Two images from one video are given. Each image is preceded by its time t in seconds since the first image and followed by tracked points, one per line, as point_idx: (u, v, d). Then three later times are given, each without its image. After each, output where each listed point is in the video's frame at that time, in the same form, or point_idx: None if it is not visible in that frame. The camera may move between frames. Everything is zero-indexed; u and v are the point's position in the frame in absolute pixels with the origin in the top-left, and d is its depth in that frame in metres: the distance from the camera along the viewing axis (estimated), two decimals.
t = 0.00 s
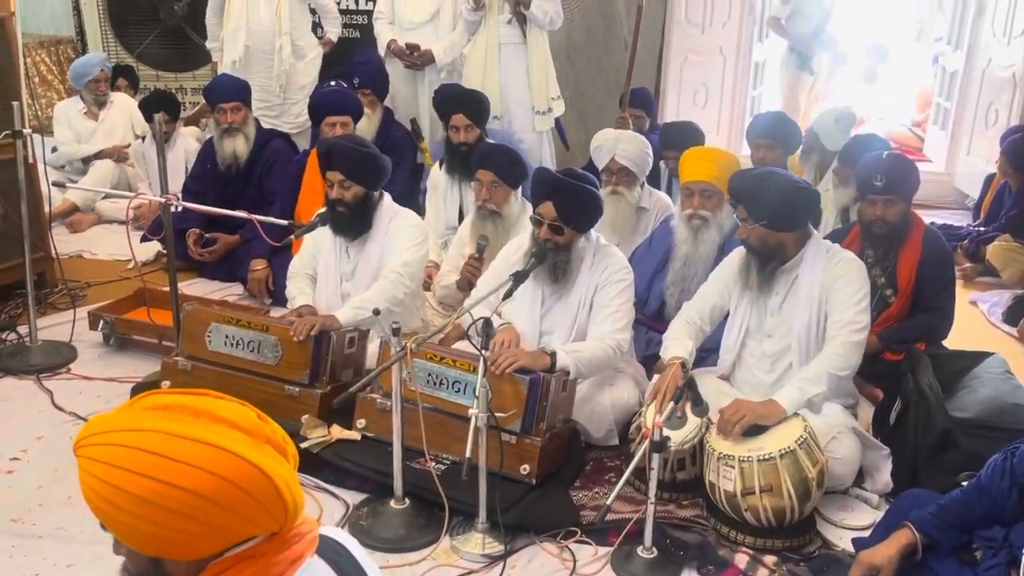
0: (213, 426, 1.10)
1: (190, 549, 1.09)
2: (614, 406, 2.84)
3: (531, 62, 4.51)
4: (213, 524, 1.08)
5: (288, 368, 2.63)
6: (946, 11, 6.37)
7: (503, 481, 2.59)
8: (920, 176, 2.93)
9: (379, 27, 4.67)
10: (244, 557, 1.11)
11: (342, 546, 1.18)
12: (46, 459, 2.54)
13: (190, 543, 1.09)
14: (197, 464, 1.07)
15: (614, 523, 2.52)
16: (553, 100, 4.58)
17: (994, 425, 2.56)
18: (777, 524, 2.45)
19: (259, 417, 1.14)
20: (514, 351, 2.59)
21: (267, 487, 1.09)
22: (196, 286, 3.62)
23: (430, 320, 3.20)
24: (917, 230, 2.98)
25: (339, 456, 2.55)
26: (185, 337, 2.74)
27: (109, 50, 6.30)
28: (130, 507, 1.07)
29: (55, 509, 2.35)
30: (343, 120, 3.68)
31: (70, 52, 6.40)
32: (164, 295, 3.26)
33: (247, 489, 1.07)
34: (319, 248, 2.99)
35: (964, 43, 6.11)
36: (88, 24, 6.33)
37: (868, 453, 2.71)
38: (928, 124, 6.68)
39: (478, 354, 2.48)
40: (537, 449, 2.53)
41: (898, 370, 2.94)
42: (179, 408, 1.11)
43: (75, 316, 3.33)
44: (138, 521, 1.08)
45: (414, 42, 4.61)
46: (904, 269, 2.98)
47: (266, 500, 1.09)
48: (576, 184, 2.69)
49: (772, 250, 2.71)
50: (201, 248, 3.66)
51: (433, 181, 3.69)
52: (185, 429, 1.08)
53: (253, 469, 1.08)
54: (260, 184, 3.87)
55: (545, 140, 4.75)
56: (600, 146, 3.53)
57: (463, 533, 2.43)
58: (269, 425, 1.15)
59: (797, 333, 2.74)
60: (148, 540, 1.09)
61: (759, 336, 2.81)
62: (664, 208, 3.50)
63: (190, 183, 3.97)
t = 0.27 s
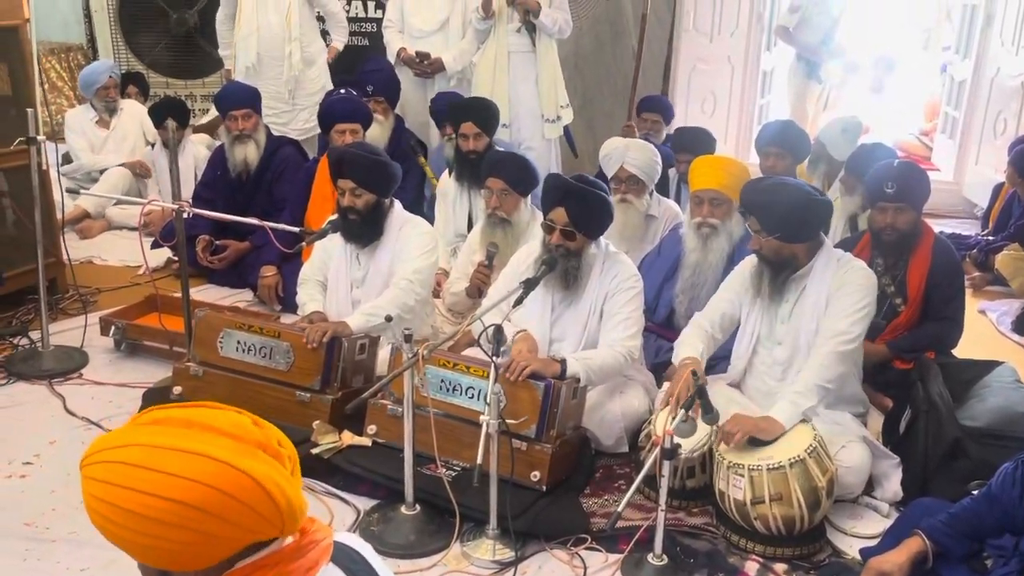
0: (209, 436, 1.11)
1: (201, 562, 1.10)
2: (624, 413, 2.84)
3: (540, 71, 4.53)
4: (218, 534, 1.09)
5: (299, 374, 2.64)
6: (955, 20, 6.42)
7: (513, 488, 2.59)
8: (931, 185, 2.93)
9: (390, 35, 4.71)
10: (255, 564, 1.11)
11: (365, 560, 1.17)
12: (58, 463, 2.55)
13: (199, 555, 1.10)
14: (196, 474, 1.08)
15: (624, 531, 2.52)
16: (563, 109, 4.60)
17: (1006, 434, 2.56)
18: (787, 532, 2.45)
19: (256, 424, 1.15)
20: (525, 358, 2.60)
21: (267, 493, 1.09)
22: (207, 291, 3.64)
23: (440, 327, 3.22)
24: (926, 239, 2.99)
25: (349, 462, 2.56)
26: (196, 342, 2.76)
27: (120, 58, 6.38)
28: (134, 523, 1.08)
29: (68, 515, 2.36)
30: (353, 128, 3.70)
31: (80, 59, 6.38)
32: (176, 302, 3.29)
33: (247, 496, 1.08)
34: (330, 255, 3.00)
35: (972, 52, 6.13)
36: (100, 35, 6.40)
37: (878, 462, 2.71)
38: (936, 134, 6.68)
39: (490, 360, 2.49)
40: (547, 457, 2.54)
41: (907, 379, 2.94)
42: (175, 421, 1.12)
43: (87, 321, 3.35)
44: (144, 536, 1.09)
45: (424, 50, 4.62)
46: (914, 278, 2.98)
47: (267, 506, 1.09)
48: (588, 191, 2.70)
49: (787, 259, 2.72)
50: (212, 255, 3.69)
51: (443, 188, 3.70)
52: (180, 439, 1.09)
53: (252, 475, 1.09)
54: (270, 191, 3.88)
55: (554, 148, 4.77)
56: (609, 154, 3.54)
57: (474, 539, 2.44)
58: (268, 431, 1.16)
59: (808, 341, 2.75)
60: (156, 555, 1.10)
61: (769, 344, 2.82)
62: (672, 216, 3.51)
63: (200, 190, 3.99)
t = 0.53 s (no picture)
0: (219, 447, 1.13)
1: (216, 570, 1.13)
2: (636, 423, 2.85)
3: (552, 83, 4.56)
4: (231, 544, 1.11)
5: (313, 382, 2.66)
6: (965, 32, 6.38)
7: (526, 496, 2.60)
8: (942, 197, 2.93)
9: (403, 48, 4.76)
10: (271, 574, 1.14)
11: (378, 568, 1.22)
12: (77, 468, 2.57)
13: (215, 563, 1.12)
14: (207, 485, 1.10)
15: (636, 540, 2.53)
16: (574, 121, 4.63)
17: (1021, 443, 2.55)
18: (800, 542, 2.46)
19: (266, 434, 1.16)
20: (539, 368, 2.62)
21: (274, 503, 1.10)
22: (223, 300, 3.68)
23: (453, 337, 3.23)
24: (938, 251, 2.99)
25: (362, 470, 2.57)
26: (211, 351, 2.78)
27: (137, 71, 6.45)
28: (150, 533, 1.11)
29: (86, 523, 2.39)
30: (365, 139, 3.73)
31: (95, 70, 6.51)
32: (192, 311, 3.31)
33: (255, 507, 1.09)
34: (343, 265, 3.01)
35: (982, 66, 6.12)
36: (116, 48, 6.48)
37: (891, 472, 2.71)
38: (947, 147, 6.66)
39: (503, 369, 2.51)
40: (561, 466, 2.55)
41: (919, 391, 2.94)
42: (187, 432, 1.14)
43: (103, 330, 3.39)
44: (160, 546, 1.11)
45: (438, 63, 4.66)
46: (926, 290, 2.99)
47: (277, 516, 1.11)
48: (602, 202, 2.72)
49: (801, 272, 2.73)
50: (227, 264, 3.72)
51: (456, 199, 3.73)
52: (191, 451, 1.12)
53: (258, 486, 1.10)
54: (284, 201, 3.91)
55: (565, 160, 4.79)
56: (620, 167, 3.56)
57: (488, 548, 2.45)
58: (279, 441, 1.18)
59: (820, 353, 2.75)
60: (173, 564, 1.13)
61: (782, 355, 2.82)
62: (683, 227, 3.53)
63: (215, 200, 4.03)
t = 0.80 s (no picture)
0: (287, 430, 1.28)
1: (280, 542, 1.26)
2: (651, 423, 3.08)
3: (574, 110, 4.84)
4: (291, 516, 1.24)
5: (355, 382, 2.91)
6: (955, 66, 6.66)
7: (551, 488, 2.83)
8: (935, 213, 3.13)
9: (439, 81, 4.99)
10: (324, 550, 1.25)
11: (419, 546, 1.35)
12: (143, 469, 2.89)
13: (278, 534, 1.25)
14: (271, 461, 1.24)
15: (652, 530, 2.74)
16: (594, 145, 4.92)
17: (1007, 444, 2.79)
18: (803, 532, 2.67)
19: (329, 424, 1.30)
20: (563, 372, 2.85)
21: (332, 481, 1.23)
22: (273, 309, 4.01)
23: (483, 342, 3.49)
24: (933, 265, 3.21)
25: (400, 463, 2.82)
26: (265, 353, 3.04)
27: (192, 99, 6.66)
28: (222, 503, 1.26)
29: (157, 509, 2.68)
30: (404, 163, 3.97)
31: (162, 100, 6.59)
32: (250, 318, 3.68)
33: (308, 480, 1.23)
34: (384, 276, 3.26)
35: (974, 96, 6.33)
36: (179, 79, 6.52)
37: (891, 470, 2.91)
38: (939, 169, 6.81)
39: (530, 371, 2.75)
40: (580, 461, 2.78)
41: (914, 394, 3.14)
42: (259, 417, 1.30)
43: (168, 335, 3.78)
44: (230, 515, 1.26)
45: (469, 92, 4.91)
46: (921, 301, 3.21)
47: (329, 491, 1.23)
48: (624, 218, 2.96)
49: (804, 286, 2.95)
50: (277, 276, 4.04)
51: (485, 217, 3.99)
52: (262, 434, 1.26)
53: (316, 464, 1.24)
54: (327, 220, 4.20)
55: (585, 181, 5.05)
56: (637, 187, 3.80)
57: (515, 534, 2.68)
58: (337, 428, 1.32)
59: (824, 358, 2.97)
60: (241, 534, 1.26)
61: (789, 360, 3.04)
62: (696, 242, 3.78)
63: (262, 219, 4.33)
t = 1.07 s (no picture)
0: (352, 439, 1.37)
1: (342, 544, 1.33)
2: (697, 439, 3.10)
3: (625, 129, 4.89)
4: (352, 519, 1.32)
5: (408, 394, 3.00)
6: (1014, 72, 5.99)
7: (596, 502, 2.88)
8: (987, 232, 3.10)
9: (491, 101, 5.15)
10: (378, 553, 1.31)
11: (470, 556, 1.39)
12: (207, 473, 3.02)
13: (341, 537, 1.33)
14: (333, 464, 1.34)
15: (697, 546, 2.76)
16: (643, 164, 4.95)
17: None
18: (850, 553, 2.67)
19: (391, 435, 1.39)
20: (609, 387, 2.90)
21: (390, 486, 1.31)
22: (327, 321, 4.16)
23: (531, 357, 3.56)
24: (984, 284, 3.18)
25: (449, 473, 2.90)
26: (322, 364, 3.16)
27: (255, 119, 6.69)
28: (288, 503, 1.35)
29: (218, 513, 2.81)
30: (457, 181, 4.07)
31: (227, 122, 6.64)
32: (307, 329, 3.84)
33: (368, 483, 1.31)
34: (436, 291, 3.37)
35: None
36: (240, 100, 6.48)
37: (940, 492, 2.89)
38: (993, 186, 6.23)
39: (576, 387, 2.80)
40: (626, 474, 2.81)
41: (965, 414, 3.11)
42: (327, 426, 1.40)
43: (232, 345, 3.94)
44: (295, 515, 1.35)
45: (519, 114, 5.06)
46: (973, 320, 3.17)
47: (387, 494, 1.31)
48: (671, 236, 3.00)
49: (850, 303, 2.95)
50: (335, 289, 4.17)
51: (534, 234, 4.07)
52: (330, 441, 1.36)
53: (376, 469, 1.32)
54: (383, 236, 4.34)
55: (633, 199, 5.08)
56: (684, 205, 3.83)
57: (560, 547, 2.73)
58: (397, 438, 1.41)
59: (872, 378, 2.96)
60: (306, 535, 1.34)
61: (836, 379, 3.03)
62: (744, 260, 3.80)
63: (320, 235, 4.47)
